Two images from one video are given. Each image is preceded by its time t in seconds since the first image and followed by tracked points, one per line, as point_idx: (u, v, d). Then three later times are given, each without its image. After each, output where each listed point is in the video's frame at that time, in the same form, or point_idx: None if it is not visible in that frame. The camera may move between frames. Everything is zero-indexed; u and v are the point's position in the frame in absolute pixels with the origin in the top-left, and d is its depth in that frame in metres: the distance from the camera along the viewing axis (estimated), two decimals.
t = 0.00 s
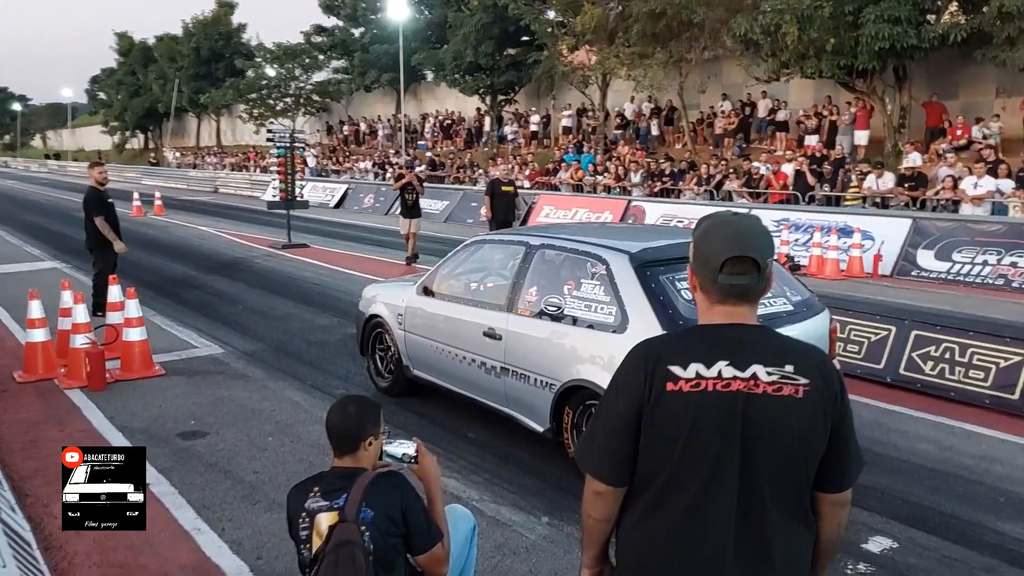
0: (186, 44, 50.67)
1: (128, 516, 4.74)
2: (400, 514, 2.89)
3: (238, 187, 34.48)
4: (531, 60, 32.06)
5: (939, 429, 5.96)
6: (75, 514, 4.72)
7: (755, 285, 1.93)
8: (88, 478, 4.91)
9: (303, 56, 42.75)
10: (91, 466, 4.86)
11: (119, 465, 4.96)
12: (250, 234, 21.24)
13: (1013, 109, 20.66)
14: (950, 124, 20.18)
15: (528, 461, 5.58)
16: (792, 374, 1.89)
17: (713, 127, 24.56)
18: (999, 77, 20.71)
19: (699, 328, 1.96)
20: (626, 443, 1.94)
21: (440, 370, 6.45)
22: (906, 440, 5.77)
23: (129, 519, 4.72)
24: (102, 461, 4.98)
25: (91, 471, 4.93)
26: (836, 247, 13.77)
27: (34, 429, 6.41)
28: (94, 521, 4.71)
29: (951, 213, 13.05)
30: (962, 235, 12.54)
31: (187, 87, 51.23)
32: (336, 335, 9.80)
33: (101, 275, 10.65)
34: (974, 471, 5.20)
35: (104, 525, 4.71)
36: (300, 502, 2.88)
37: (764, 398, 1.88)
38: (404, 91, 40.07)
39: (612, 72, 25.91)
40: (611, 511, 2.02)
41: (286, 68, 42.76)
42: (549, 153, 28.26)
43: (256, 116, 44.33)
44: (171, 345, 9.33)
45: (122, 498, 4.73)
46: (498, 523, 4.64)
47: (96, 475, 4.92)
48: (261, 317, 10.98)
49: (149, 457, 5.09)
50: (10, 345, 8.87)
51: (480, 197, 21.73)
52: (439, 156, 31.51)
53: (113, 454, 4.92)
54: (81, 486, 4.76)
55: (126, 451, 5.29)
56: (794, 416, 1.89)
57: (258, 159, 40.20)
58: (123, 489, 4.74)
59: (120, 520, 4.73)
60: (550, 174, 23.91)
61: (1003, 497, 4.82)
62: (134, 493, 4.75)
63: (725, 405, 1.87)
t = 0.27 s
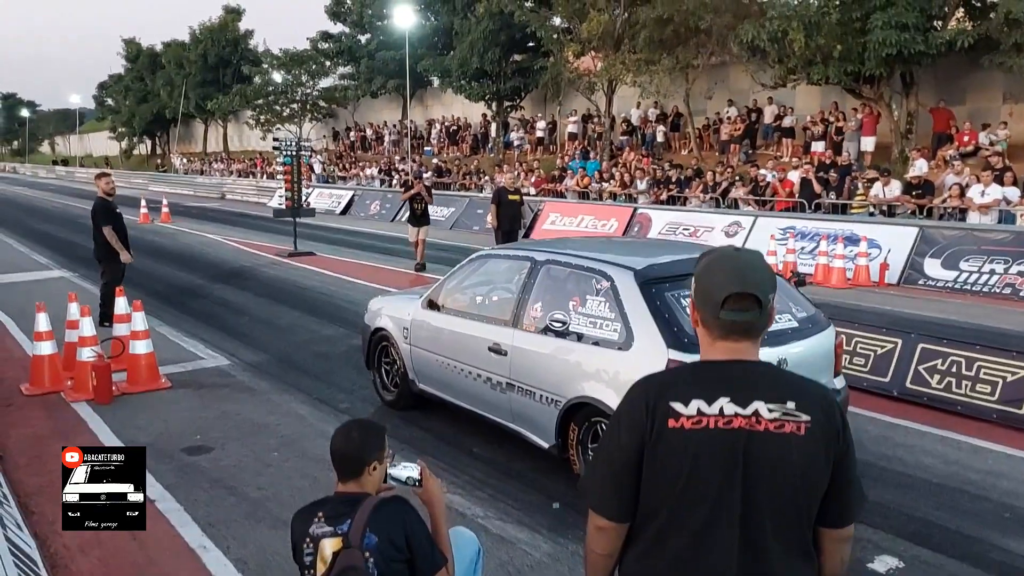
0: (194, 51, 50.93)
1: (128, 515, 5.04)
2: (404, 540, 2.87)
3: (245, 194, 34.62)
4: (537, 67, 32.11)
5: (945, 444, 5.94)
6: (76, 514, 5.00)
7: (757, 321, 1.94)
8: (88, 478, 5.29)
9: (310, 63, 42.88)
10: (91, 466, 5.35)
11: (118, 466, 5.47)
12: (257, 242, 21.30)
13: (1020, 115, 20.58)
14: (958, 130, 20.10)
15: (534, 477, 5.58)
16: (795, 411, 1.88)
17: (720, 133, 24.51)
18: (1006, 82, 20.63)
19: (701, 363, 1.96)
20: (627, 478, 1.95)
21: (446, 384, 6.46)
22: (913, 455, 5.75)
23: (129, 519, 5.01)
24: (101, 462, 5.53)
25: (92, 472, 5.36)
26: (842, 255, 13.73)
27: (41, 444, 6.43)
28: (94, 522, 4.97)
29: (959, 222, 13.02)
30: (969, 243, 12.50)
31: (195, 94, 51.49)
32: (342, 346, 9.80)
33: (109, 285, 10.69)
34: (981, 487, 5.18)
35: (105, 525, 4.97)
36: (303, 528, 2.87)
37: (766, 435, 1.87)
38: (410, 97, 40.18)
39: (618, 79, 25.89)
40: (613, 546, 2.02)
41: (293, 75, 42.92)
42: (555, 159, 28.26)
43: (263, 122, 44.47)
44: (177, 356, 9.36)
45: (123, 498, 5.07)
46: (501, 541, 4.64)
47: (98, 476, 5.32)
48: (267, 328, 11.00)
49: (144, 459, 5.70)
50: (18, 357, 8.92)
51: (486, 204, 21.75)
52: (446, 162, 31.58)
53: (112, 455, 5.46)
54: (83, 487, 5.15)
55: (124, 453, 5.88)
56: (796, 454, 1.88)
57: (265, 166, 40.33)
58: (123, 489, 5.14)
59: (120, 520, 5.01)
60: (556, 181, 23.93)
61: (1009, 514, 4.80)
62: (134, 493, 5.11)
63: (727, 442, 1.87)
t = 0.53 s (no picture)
0: (197, 60, 51.10)
1: (128, 514, 5.33)
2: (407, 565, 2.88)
3: (247, 204, 34.68)
4: (539, 78, 32.15)
5: (947, 461, 5.94)
6: (75, 515, 5.27)
7: (759, 355, 2.06)
8: (88, 478, 5.62)
9: (312, 73, 42.96)
10: (90, 466, 5.69)
11: (116, 467, 5.79)
12: (258, 253, 21.32)
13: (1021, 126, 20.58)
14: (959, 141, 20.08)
15: (538, 496, 5.58)
16: (797, 446, 1.99)
17: (720, 144, 24.52)
18: (1008, 93, 20.60)
19: (706, 397, 2.07)
20: (633, 511, 2.05)
21: (447, 399, 6.47)
22: (915, 472, 5.74)
23: (128, 518, 5.29)
24: (100, 463, 5.87)
25: (93, 471, 5.70)
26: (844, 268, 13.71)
27: (44, 459, 6.43)
28: (94, 522, 5.24)
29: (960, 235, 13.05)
30: (971, 256, 12.49)
31: (198, 103, 51.62)
32: (345, 359, 9.81)
33: (111, 298, 10.71)
34: (984, 507, 5.18)
35: (105, 525, 5.23)
36: (307, 553, 2.89)
37: (769, 469, 1.97)
38: (412, 107, 40.24)
39: (620, 90, 25.86)
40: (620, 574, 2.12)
41: (295, 84, 42.99)
42: (556, 169, 28.30)
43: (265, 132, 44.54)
44: (180, 370, 9.37)
45: (124, 497, 5.39)
46: (504, 561, 4.64)
47: (98, 476, 5.66)
48: (270, 340, 11.01)
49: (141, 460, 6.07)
50: (20, 371, 8.93)
51: (487, 214, 21.77)
52: (447, 173, 31.61)
53: (111, 455, 5.81)
54: (83, 487, 5.47)
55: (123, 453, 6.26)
56: (798, 487, 1.98)
57: (267, 175, 40.38)
58: (123, 488, 5.45)
59: (120, 519, 5.29)
60: (557, 192, 23.91)
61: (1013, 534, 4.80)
62: (134, 493, 5.42)
63: (731, 477, 1.97)
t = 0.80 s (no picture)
0: (198, 71, 51.27)
1: (128, 514, 5.54)
2: None
3: (247, 215, 34.72)
4: (539, 90, 32.26)
5: (947, 479, 5.94)
6: (76, 515, 5.48)
7: (761, 382, 2.15)
8: (88, 477, 5.82)
9: (313, 84, 43.08)
10: (90, 466, 5.88)
11: (116, 468, 6.01)
12: (258, 265, 21.32)
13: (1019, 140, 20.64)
14: (957, 155, 20.12)
15: (538, 514, 5.57)
16: (798, 473, 2.04)
17: (719, 157, 24.54)
18: (1005, 109, 20.69)
19: (708, 424, 2.15)
20: (636, 537, 2.11)
21: (447, 415, 6.47)
22: (914, 490, 5.74)
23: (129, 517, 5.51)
24: (100, 463, 6.07)
25: (92, 470, 5.90)
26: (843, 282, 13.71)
27: (44, 474, 6.42)
28: (93, 521, 5.46)
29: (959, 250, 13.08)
30: (969, 271, 12.52)
31: (199, 114, 51.75)
32: (344, 373, 9.80)
33: (111, 310, 10.71)
34: (984, 526, 5.18)
35: (104, 524, 5.46)
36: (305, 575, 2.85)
37: (771, 497, 2.02)
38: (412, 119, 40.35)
39: (619, 103, 25.91)
40: None
41: (296, 96, 43.09)
42: (556, 181, 28.32)
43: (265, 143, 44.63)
44: (178, 384, 9.36)
45: (124, 497, 5.61)
46: None
47: (97, 475, 5.86)
48: (269, 354, 11.00)
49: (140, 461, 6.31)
50: (19, 385, 8.92)
51: (487, 227, 21.79)
52: (447, 185, 31.66)
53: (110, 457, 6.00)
54: (84, 487, 5.68)
55: (123, 453, 6.50)
56: (799, 514, 2.03)
57: (267, 186, 40.41)
58: (123, 488, 5.67)
59: (120, 519, 5.51)
60: (556, 204, 23.94)
61: (1013, 554, 4.80)
62: (135, 492, 5.63)
63: (733, 504, 2.03)
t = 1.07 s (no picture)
0: (200, 81, 51.43)
1: (128, 514, 5.70)
2: None
3: (248, 224, 34.78)
4: (540, 100, 32.36)
5: (948, 489, 5.94)
6: (76, 513, 5.66)
7: (759, 398, 2.18)
8: (88, 477, 5.92)
9: (314, 93, 43.19)
10: (90, 467, 5.94)
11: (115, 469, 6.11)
12: (259, 274, 21.34)
13: (1018, 150, 20.70)
14: (957, 165, 20.15)
15: (539, 525, 5.58)
16: (796, 488, 2.08)
17: (720, 166, 24.58)
18: (1004, 119, 20.76)
19: (707, 439, 2.17)
20: (635, 552, 2.12)
21: (448, 426, 6.49)
22: (916, 500, 5.75)
23: (130, 517, 5.67)
24: (100, 464, 6.21)
25: (91, 472, 6.00)
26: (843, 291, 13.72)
27: (45, 485, 6.42)
28: (93, 520, 5.64)
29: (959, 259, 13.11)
30: (968, 280, 12.55)
31: (200, 123, 51.89)
32: (345, 383, 9.82)
33: (113, 319, 10.72)
34: (985, 535, 5.18)
35: (105, 524, 5.65)
36: None
37: (770, 511, 2.06)
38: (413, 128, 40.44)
39: (620, 113, 25.94)
40: None
41: (297, 105, 43.19)
42: (556, 190, 28.37)
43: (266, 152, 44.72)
44: (180, 394, 9.38)
45: (124, 497, 5.76)
46: None
47: (96, 475, 5.96)
48: (270, 363, 11.02)
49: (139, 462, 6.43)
50: (20, 395, 8.94)
51: (488, 236, 21.82)
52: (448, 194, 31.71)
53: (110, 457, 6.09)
54: (83, 487, 5.82)
55: (123, 454, 6.65)
56: (798, 529, 2.06)
57: (268, 195, 40.46)
58: (122, 488, 5.82)
59: (120, 519, 5.68)
60: (557, 213, 23.97)
61: (1012, 563, 4.81)
62: (134, 492, 5.79)
63: (731, 518, 2.06)
